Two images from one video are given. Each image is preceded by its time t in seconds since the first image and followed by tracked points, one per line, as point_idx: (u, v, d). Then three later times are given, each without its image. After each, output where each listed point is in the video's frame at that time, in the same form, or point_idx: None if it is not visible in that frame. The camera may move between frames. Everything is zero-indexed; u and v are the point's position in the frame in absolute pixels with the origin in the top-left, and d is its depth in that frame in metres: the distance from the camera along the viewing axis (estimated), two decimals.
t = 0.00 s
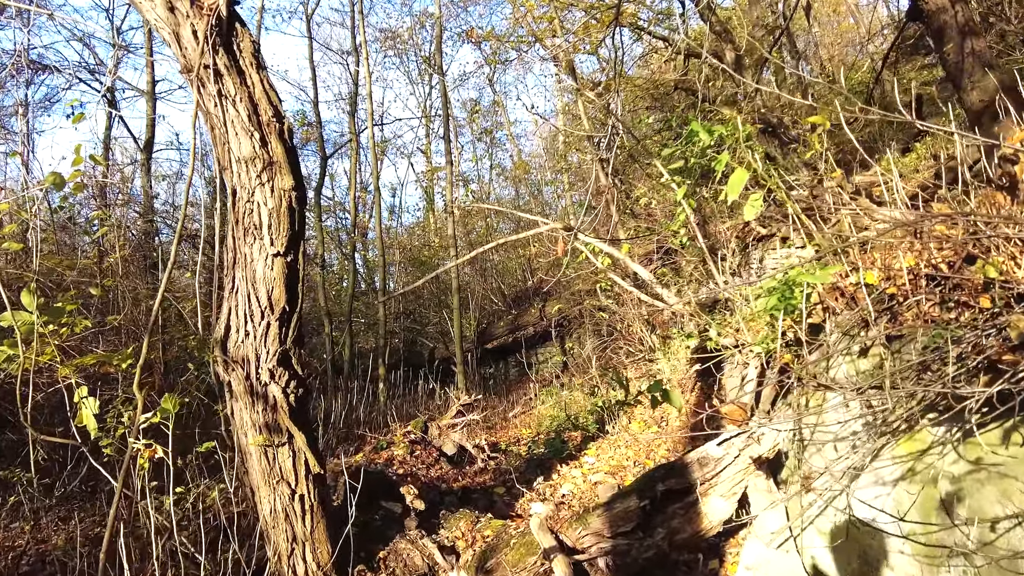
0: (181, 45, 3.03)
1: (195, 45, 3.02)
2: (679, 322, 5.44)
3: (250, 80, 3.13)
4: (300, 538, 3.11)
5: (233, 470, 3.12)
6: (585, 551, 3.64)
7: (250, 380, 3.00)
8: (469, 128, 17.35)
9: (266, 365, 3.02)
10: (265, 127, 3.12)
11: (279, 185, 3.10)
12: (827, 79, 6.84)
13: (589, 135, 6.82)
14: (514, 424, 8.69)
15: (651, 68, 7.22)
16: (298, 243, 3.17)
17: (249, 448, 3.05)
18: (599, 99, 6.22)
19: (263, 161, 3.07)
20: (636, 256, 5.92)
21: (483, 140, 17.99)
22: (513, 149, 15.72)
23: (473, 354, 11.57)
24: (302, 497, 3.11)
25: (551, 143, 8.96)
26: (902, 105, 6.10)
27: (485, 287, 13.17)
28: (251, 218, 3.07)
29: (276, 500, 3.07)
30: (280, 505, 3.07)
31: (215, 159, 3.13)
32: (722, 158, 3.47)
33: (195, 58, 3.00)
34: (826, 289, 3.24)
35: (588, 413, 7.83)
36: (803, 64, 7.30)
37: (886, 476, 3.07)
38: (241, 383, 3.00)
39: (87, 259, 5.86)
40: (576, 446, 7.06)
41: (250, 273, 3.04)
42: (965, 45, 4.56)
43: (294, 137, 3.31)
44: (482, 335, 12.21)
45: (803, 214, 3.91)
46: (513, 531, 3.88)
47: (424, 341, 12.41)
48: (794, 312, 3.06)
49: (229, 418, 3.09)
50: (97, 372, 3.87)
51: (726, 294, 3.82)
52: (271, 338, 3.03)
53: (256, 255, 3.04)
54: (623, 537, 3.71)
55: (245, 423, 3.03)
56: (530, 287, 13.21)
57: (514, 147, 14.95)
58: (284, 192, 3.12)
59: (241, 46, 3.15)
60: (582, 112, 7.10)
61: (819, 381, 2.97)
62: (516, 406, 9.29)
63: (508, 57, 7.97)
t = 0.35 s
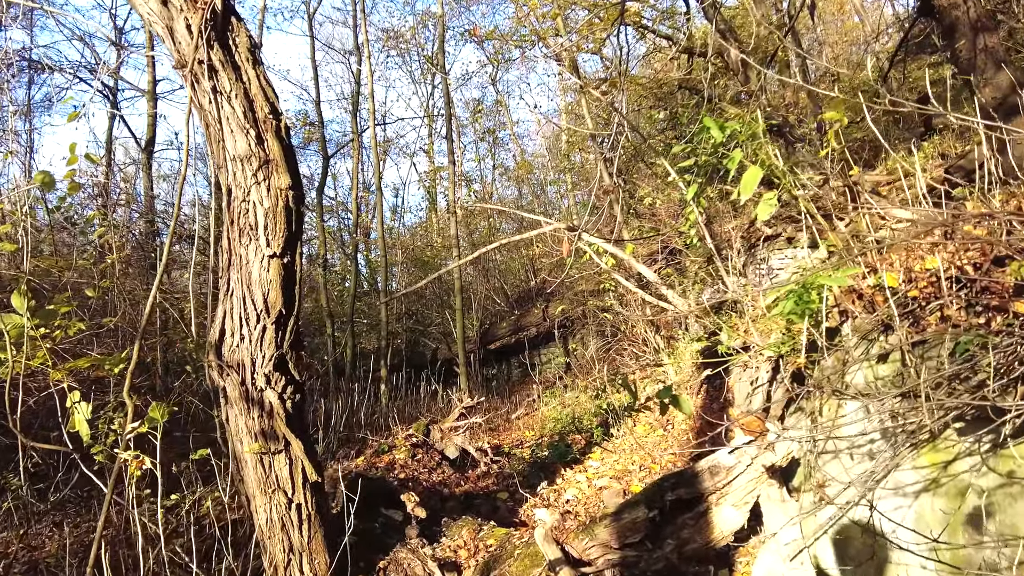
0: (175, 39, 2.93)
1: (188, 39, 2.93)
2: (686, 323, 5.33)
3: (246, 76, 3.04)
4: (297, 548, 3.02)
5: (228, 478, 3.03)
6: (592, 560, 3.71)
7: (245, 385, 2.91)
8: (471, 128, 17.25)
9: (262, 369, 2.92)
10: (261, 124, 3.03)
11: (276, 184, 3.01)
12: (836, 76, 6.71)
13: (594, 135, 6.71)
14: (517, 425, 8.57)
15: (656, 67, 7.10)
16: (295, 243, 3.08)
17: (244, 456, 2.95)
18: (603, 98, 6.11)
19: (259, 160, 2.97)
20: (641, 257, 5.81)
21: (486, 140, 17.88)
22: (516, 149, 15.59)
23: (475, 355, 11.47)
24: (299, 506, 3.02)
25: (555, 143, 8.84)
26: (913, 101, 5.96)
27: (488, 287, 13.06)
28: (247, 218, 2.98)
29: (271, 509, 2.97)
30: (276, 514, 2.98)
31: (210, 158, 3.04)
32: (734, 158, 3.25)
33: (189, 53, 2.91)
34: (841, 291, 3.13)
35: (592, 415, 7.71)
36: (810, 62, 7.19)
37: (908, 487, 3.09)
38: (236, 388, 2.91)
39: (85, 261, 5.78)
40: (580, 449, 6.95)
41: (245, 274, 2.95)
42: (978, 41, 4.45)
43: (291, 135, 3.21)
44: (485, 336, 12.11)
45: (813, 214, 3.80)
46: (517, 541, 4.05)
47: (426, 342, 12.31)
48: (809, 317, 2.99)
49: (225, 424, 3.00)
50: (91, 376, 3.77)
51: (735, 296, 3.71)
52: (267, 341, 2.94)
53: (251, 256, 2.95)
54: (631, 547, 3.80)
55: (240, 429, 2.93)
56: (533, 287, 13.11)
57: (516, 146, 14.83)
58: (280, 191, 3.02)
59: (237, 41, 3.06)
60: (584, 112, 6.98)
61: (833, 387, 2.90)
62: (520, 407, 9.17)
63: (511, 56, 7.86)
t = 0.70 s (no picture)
0: (164, 30, 2.84)
1: (178, 30, 2.84)
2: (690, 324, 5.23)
3: (237, 68, 2.94)
4: (291, 555, 2.92)
5: (220, 483, 2.94)
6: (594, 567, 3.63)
7: (237, 387, 2.82)
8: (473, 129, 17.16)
9: (253, 370, 2.83)
10: (253, 118, 2.94)
11: (268, 179, 2.92)
12: (843, 73, 6.59)
13: (597, 133, 6.61)
14: (519, 427, 8.47)
15: (660, 64, 7.00)
16: (288, 240, 2.99)
17: (236, 460, 2.86)
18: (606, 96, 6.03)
19: (252, 155, 2.88)
20: (645, 257, 5.72)
21: (488, 140, 17.79)
22: (519, 148, 15.48)
23: (477, 356, 11.37)
24: (293, 511, 2.93)
25: (557, 142, 8.75)
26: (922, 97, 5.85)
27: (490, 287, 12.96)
28: (238, 215, 2.88)
29: (264, 514, 2.88)
30: (268, 520, 2.88)
31: (201, 153, 2.95)
32: (742, 149, 3.26)
33: (179, 45, 2.83)
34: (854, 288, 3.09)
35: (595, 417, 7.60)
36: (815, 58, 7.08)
37: (926, 494, 3.05)
38: (227, 390, 2.82)
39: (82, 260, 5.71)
40: (582, 451, 6.85)
41: (237, 273, 2.86)
42: (987, 35, 4.35)
43: (284, 129, 3.12)
44: (486, 337, 12.01)
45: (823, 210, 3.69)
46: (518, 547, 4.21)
47: (427, 343, 12.21)
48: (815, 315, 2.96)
49: (216, 427, 2.91)
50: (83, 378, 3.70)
51: (742, 295, 3.61)
52: (258, 342, 2.85)
53: (242, 254, 2.86)
54: (636, 554, 3.74)
55: (231, 433, 2.85)
56: (535, 288, 13.00)
57: (518, 146, 14.73)
58: (273, 187, 2.93)
59: (229, 32, 2.97)
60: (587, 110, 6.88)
61: (847, 389, 2.85)
62: (522, 409, 9.07)
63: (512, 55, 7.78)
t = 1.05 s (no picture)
0: (146, 13, 2.73)
1: (161, 14, 2.72)
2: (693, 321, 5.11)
3: (224, 54, 2.84)
4: (280, 561, 2.82)
5: (206, 486, 2.84)
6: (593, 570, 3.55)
7: (222, 386, 2.72)
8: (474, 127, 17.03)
9: (239, 369, 2.73)
10: (239, 106, 2.82)
11: (255, 170, 2.81)
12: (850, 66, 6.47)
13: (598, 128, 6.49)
14: (520, 428, 8.36)
15: (662, 58, 6.87)
16: (275, 234, 2.88)
17: (222, 462, 2.77)
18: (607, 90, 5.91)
19: (237, 145, 2.77)
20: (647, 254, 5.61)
21: (489, 139, 17.66)
22: (520, 147, 15.36)
23: (477, 356, 11.26)
24: (281, 516, 2.82)
25: (558, 139, 8.62)
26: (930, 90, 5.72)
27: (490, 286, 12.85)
28: (224, 207, 2.78)
29: (251, 519, 2.78)
30: (255, 524, 2.78)
31: (186, 143, 2.84)
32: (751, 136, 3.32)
33: (161, 29, 2.71)
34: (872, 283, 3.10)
35: (597, 418, 7.49)
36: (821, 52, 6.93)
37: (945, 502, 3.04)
38: (211, 389, 2.72)
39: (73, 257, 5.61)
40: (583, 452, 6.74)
41: (222, 267, 2.75)
42: (998, 24, 4.20)
43: (272, 118, 3.01)
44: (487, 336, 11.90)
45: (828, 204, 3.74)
46: (514, 554, 4.36)
47: (427, 342, 12.11)
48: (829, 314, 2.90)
49: (201, 428, 2.81)
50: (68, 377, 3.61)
51: (746, 291, 3.50)
52: (244, 339, 2.74)
53: (228, 247, 2.75)
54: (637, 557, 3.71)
55: (217, 433, 2.74)
56: (536, 287, 12.90)
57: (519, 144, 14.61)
58: (260, 177, 2.82)
59: (214, 17, 2.86)
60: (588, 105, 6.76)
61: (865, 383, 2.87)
62: (522, 410, 8.96)
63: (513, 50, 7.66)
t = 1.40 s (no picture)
0: None
1: None
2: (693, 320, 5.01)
3: (209, 45, 2.77)
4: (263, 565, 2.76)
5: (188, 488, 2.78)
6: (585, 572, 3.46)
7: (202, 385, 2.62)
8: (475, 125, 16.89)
9: (220, 368, 2.63)
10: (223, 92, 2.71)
11: (238, 160, 2.71)
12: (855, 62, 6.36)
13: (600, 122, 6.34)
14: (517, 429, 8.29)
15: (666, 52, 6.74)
16: (259, 229, 2.78)
17: (203, 464, 2.70)
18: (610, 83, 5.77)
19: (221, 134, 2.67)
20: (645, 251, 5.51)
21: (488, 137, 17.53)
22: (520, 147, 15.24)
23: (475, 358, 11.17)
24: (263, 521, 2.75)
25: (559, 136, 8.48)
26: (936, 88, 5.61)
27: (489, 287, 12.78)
28: (206, 197, 2.67)
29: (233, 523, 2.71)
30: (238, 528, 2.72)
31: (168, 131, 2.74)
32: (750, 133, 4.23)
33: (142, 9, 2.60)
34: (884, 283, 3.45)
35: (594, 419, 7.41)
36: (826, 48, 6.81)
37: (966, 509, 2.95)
38: (192, 388, 2.63)
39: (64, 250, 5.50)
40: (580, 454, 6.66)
41: (204, 261, 2.65)
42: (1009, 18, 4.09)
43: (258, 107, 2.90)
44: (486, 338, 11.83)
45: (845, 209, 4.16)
46: (510, 562, 4.44)
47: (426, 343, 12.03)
48: (840, 313, 3.39)
49: (183, 429, 2.74)
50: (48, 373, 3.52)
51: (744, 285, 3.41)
52: (227, 336, 2.64)
53: (209, 240, 2.65)
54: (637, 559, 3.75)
55: (198, 433, 2.66)
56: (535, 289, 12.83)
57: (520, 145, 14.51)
58: (243, 168, 2.72)
59: None
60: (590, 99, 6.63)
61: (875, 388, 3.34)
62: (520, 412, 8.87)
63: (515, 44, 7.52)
